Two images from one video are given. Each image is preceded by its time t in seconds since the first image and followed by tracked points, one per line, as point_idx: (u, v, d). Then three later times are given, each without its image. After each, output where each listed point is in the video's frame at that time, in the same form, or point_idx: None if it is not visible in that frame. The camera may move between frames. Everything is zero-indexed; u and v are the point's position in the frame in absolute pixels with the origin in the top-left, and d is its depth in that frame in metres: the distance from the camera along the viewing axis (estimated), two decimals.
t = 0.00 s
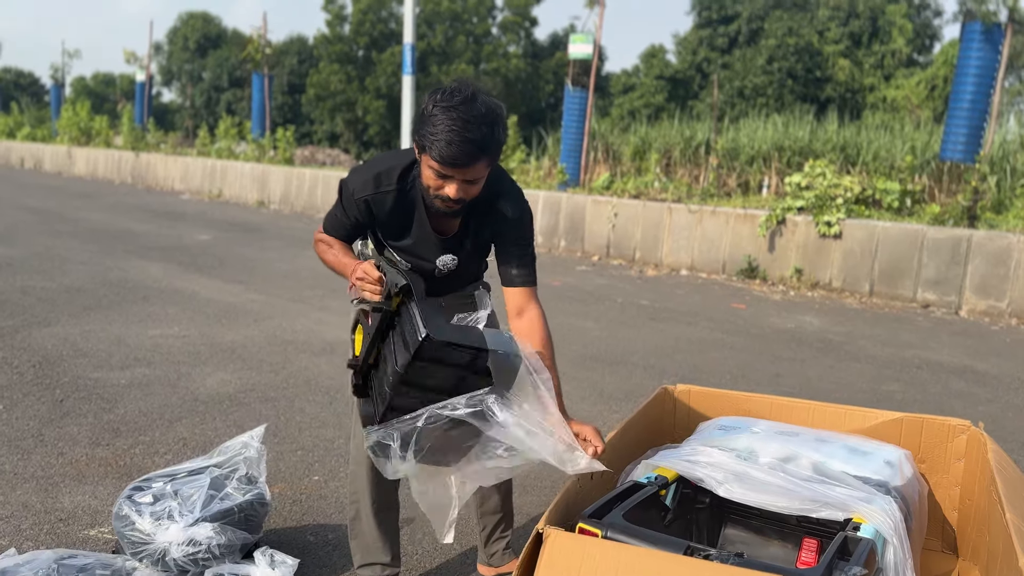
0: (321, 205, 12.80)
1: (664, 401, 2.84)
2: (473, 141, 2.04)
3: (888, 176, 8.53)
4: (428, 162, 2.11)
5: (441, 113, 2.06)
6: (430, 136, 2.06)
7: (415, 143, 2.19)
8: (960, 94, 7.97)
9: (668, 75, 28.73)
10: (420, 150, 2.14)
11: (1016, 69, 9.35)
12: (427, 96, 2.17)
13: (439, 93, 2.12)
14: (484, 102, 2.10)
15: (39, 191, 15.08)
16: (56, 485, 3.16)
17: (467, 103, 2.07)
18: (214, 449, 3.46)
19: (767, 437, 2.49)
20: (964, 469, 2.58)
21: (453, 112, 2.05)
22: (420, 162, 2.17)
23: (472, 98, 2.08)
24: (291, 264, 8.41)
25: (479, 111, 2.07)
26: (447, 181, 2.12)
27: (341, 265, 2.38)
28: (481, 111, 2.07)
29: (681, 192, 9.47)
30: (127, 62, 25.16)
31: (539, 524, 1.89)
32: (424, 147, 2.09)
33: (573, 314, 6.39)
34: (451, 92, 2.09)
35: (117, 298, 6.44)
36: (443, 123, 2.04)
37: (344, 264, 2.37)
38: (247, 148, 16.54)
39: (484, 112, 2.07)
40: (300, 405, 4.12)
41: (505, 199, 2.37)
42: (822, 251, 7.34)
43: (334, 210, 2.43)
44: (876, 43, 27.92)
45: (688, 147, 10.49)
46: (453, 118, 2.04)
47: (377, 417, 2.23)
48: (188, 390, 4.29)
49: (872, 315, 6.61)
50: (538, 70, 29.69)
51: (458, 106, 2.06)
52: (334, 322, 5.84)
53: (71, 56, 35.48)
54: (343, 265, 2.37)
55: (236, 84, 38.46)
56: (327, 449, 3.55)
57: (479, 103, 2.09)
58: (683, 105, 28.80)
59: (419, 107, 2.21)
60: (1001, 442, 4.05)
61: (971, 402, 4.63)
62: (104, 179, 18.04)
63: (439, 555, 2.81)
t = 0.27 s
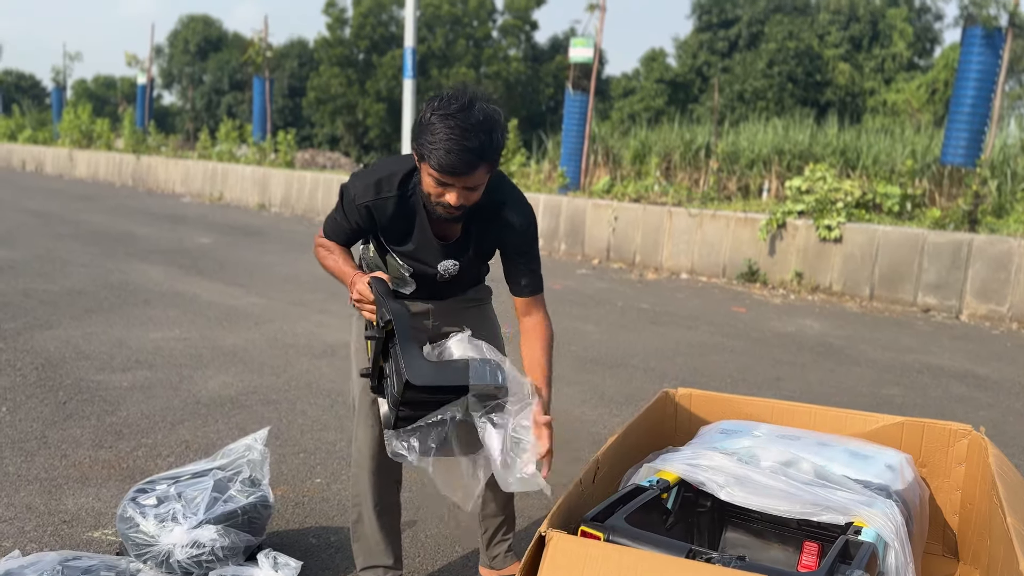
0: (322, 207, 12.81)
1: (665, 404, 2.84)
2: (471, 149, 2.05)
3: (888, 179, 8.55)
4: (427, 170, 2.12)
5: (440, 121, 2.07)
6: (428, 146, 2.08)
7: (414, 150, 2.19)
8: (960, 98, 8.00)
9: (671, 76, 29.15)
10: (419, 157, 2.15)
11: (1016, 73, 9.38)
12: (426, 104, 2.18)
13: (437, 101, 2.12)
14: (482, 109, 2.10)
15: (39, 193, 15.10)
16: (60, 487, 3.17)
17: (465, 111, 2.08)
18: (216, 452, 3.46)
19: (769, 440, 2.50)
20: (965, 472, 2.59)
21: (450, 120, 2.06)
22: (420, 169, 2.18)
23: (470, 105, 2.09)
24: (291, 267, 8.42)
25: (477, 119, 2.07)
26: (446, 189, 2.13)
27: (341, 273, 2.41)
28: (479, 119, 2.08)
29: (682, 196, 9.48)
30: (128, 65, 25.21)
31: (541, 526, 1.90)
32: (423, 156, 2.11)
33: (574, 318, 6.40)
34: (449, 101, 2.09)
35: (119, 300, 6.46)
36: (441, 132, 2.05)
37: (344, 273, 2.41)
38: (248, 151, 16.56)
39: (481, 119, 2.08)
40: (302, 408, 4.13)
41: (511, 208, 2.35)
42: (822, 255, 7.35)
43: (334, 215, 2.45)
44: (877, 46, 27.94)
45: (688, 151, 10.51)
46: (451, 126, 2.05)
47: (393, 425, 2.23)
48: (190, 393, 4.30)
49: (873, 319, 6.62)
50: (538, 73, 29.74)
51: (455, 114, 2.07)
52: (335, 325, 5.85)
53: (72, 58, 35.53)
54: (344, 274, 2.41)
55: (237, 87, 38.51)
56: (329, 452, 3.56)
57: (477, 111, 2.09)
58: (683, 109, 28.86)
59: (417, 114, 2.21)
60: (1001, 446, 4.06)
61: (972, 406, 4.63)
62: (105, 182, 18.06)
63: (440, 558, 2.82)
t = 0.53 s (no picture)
0: (321, 209, 12.82)
1: (665, 406, 2.85)
2: (479, 155, 2.06)
3: (887, 182, 8.57)
4: (434, 174, 2.14)
5: (449, 125, 2.08)
6: (437, 149, 2.09)
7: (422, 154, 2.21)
8: (959, 101, 8.03)
9: (670, 79, 29.12)
10: (427, 161, 2.16)
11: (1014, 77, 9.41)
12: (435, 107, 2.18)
13: (447, 105, 2.14)
14: (491, 115, 2.11)
15: (39, 195, 15.09)
16: (61, 488, 3.18)
17: (474, 116, 2.09)
18: (216, 454, 3.47)
19: (768, 443, 2.51)
20: (963, 474, 2.60)
21: (460, 125, 2.07)
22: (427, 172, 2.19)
23: (480, 111, 2.10)
24: (291, 268, 8.43)
25: (487, 125, 2.08)
26: (453, 193, 2.14)
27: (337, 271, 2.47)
28: (488, 125, 2.09)
29: (681, 199, 9.49)
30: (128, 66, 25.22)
31: (543, 528, 1.91)
32: (431, 159, 2.12)
33: (573, 320, 6.41)
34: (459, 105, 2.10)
35: (119, 302, 6.46)
36: (450, 137, 2.07)
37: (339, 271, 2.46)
38: (247, 153, 16.57)
39: (491, 125, 2.09)
40: (302, 410, 4.13)
41: (516, 212, 2.36)
42: (821, 258, 7.36)
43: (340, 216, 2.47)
44: (875, 49, 27.97)
45: (687, 153, 10.53)
46: (460, 131, 2.06)
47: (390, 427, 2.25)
48: (190, 394, 4.31)
49: (871, 322, 6.64)
50: (537, 76, 29.77)
51: (465, 119, 2.08)
52: (335, 327, 5.86)
53: (72, 59, 35.53)
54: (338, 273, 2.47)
55: (236, 88, 38.52)
56: (330, 453, 3.56)
57: (486, 116, 2.10)
58: (682, 111, 28.89)
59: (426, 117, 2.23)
60: (1000, 448, 4.07)
61: (971, 409, 4.65)
62: (104, 183, 18.06)
63: (441, 560, 2.83)
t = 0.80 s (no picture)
0: (320, 211, 12.83)
1: (664, 407, 2.87)
2: (477, 161, 2.08)
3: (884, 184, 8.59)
4: (433, 177, 2.16)
5: (448, 130, 2.10)
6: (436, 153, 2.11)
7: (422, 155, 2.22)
8: (955, 104, 8.05)
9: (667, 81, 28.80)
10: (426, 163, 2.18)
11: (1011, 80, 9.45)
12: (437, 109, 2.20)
13: (448, 109, 2.15)
14: (491, 121, 2.12)
15: (37, 197, 15.09)
16: (63, 488, 3.19)
17: (474, 122, 2.10)
18: (218, 454, 3.49)
19: (767, 442, 2.54)
20: (960, 474, 2.62)
21: (460, 131, 2.08)
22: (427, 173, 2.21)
23: (480, 116, 2.11)
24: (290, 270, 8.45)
25: (486, 131, 2.10)
26: (449, 196, 2.16)
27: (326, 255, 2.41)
28: (487, 131, 2.10)
29: (679, 201, 9.51)
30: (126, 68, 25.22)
31: (544, 527, 1.92)
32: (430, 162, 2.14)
33: (572, 321, 6.43)
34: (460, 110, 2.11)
35: (118, 303, 6.48)
36: (449, 141, 2.08)
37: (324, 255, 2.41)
38: (246, 155, 16.58)
39: (489, 131, 2.10)
40: (303, 410, 4.15)
41: (522, 213, 2.38)
42: (819, 260, 7.39)
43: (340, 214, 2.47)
44: (873, 52, 28.01)
45: (685, 155, 10.56)
46: (459, 137, 2.08)
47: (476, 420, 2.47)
48: (191, 395, 4.32)
49: (869, 323, 6.67)
50: (536, 78, 29.81)
51: (463, 125, 2.09)
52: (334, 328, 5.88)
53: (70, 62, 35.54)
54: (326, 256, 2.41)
55: (234, 90, 38.52)
56: (330, 454, 3.58)
57: (486, 122, 2.12)
58: (680, 114, 28.80)
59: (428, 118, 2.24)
60: (996, 449, 4.10)
61: (968, 409, 4.67)
62: (102, 185, 18.07)
63: (443, 560, 2.84)
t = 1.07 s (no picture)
0: (318, 212, 12.84)
1: (664, 407, 2.90)
2: (472, 177, 2.07)
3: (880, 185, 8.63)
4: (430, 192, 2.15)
5: (445, 145, 2.08)
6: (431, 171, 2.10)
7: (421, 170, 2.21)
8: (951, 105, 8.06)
9: (664, 83, 29.19)
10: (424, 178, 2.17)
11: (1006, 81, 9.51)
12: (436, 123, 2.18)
13: (446, 123, 2.13)
14: (488, 137, 2.11)
15: (34, 198, 15.08)
16: (66, 488, 3.21)
17: (471, 137, 2.09)
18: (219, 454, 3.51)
19: (766, 442, 2.56)
20: (956, 472, 2.65)
21: (455, 149, 2.07)
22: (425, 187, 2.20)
23: (478, 132, 2.10)
24: (288, 271, 8.46)
25: (482, 146, 2.08)
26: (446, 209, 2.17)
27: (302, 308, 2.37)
28: (484, 148, 2.09)
29: (676, 202, 9.54)
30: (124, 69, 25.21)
31: (546, 525, 1.95)
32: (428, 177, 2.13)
33: (571, 322, 6.45)
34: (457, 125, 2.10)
35: (118, 304, 6.49)
36: (445, 156, 2.07)
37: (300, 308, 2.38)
38: (244, 156, 16.58)
39: (485, 147, 2.09)
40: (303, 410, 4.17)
41: (527, 225, 2.38)
42: (816, 261, 7.43)
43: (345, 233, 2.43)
44: (869, 54, 28.07)
45: (682, 157, 10.59)
46: (455, 153, 2.07)
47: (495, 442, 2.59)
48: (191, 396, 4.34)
49: (866, 324, 6.70)
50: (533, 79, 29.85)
51: (460, 140, 2.08)
52: (334, 328, 5.89)
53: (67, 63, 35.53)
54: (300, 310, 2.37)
55: (231, 91, 38.51)
56: (332, 453, 3.60)
57: (483, 137, 2.10)
58: (677, 115, 29.03)
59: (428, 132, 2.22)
60: (993, 448, 4.12)
61: (964, 409, 4.71)
62: (100, 186, 18.07)
63: (445, 559, 2.86)
